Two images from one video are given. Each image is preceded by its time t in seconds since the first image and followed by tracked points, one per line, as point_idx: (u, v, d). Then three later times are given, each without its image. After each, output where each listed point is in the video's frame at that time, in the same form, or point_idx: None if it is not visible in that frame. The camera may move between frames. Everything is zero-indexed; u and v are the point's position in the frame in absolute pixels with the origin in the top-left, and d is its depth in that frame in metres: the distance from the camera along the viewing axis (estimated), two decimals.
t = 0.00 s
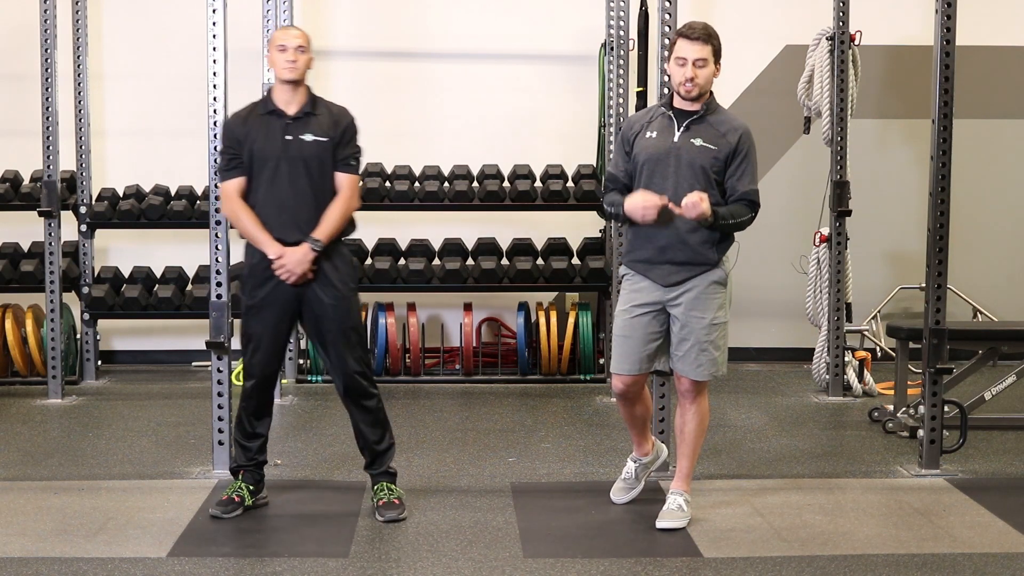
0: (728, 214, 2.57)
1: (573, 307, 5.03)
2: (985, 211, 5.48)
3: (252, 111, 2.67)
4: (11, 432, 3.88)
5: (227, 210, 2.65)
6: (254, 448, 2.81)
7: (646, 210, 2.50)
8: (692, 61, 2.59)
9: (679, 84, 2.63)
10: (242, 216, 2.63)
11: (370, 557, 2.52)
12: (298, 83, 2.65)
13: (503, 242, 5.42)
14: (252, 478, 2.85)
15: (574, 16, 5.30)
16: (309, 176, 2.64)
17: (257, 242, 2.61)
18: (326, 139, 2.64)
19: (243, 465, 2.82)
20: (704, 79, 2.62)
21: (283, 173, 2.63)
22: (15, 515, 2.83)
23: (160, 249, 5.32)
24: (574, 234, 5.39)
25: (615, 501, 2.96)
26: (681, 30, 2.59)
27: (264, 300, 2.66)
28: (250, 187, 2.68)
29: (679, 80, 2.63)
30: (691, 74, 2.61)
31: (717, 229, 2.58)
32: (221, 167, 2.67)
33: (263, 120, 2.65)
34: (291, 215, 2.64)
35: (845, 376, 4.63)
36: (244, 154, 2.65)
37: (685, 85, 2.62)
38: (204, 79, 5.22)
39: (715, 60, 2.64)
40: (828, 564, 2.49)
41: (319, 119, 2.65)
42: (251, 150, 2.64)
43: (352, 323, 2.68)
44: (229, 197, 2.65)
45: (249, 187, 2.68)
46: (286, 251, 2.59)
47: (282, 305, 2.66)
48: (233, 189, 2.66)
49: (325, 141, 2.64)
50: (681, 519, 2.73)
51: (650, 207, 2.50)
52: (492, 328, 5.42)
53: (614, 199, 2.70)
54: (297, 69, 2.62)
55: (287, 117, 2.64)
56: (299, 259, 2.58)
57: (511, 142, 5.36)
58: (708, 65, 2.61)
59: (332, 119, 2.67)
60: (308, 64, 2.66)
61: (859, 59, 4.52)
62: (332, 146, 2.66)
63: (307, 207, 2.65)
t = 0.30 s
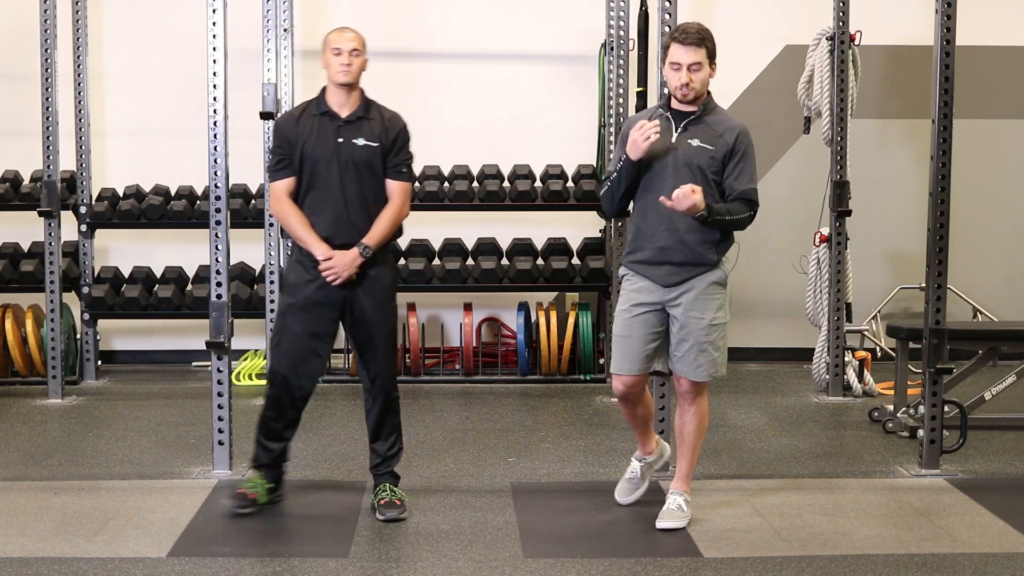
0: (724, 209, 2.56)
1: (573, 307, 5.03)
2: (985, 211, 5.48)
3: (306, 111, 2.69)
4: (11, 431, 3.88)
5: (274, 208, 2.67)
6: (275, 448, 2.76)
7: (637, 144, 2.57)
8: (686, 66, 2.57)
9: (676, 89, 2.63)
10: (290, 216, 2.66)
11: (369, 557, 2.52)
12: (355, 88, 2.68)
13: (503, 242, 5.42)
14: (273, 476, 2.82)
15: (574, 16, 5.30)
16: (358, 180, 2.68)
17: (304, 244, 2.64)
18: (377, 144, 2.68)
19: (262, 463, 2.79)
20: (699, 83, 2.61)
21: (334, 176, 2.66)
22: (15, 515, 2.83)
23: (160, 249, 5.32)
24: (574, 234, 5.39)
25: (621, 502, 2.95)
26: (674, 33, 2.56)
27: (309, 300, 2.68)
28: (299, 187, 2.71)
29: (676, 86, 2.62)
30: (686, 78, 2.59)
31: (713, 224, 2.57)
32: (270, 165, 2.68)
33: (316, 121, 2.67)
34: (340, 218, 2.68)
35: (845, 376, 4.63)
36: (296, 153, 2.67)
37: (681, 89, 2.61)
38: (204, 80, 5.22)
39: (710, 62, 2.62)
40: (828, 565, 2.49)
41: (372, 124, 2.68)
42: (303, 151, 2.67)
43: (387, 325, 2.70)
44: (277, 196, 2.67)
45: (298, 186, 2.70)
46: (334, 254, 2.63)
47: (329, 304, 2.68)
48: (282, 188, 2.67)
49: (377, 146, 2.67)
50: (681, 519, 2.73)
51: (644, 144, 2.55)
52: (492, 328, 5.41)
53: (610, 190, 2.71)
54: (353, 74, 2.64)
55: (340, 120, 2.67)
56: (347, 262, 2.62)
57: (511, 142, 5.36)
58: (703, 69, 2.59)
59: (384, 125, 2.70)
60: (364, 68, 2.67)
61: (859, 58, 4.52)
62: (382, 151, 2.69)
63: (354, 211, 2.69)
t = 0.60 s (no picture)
0: (714, 211, 2.56)
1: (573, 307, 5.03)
2: (985, 211, 5.48)
3: (318, 109, 2.70)
4: (11, 432, 3.88)
5: (284, 205, 2.67)
6: (331, 449, 2.79)
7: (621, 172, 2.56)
8: (682, 55, 2.57)
9: (671, 80, 2.61)
10: (301, 213, 2.65)
11: (370, 557, 2.52)
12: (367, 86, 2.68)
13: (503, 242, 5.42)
14: (335, 477, 2.84)
15: (574, 16, 5.30)
16: (370, 178, 2.68)
17: (314, 240, 2.64)
18: (390, 142, 2.69)
19: (324, 467, 2.81)
20: (696, 75, 2.60)
21: (346, 173, 2.67)
22: (16, 515, 2.83)
23: (160, 249, 5.32)
24: (574, 234, 5.39)
25: (630, 506, 2.90)
26: (671, 26, 2.59)
27: (324, 299, 2.67)
28: (309, 184, 2.71)
29: (671, 77, 2.61)
30: (682, 68, 2.59)
31: (702, 227, 2.57)
32: (281, 161, 2.68)
33: (329, 119, 2.68)
34: (350, 216, 2.68)
35: (846, 376, 4.63)
36: (309, 150, 2.68)
37: (677, 80, 2.59)
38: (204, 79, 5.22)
39: (706, 55, 2.62)
40: (829, 565, 2.49)
41: (384, 122, 2.69)
42: (315, 148, 2.67)
43: (395, 326, 2.71)
44: (288, 192, 2.67)
45: (307, 183, 2.71)
46: (345, 251, 2.62)
47: (343, 303, 2.69)
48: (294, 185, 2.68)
49: (388, 144, 2.68)
50: (681, 519, 2.73)
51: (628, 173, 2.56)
52: (492, 328, 5.41)
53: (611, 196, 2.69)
54: (365, 73, 2.64)
55: (353, 118, 2.68)
56: (358, 259, 2.62)
57: (511, 142, 5.36)
58: (699, 59, 2.59)
59: (396, 122, 2.71)
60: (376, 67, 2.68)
61: (859, 58, 4.52)
62: (393, 149, 2.70)
63: (364, 209, 2.69)
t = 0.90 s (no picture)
0: (705, 210, 2.55)
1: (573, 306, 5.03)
2: (985, 211, 5.48)
3: (311, 108, 2.71)
4: (11, 431, 3.88)
5: (282, 206, 2.68)
6: (331, 446, 2.80)
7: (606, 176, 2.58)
8: (667, 50, 2.56)
9: (658, 77, 2.60)
10: (298, 213, 2.66)
11: (369, 557, 2.52)
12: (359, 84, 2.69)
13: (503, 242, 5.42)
14: (335, 478, 2.84)
15: (574, 16, 5.30)
16: (366, 174, 2.68)
17: (312, 238, 2.64)
18: (384, 138, 2.69)
19: (321, 466, 2.82)
20: (682, 70, 2.58)
21: (341, 168, 2.67)
22: (16, 515, 2.83)
23: (160, 249, 5.32)
24: (574, 234, 5.39)
25: (584, 522, 2.74)
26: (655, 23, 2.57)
27: (319, 299, 2.67)
28: (305, 184, 2.71)
29: (657, 73, 2.59)
30: (668, 64, 2.58)
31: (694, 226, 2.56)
32: (277, 163, 2.71)
33: (321, 117, 2.69)
34: (348, 211, 2.67)
35: (845, 376, 4.63)
36: (302, 149, 2.69)
37: (664, 76, 2.58)
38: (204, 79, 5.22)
39: (691, 50, 2.61)
40: (829, 565, 2.49)
41: (377, 118, 2.70)
42: (309, 146, 2.68)
43: (394, 326, 2.71)
44: (284, 192, 2.68)
45: (304, 183, 2.72)
46: (343, 248, 2.62)
47: (339, 304, 2.69)
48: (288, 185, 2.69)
49: (383, 140, 2.69)
50: (682, 519, 2.73)
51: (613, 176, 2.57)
52: (492, 328, 5.41)
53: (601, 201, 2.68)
54: (355, 72, 2.65)
55: (346, 116, 2.68)
56: (358, 255, 2.61)
57: (511, 142, 5.36)
58: (684, 54, 2.57)
59: (390, 118, 2.72)
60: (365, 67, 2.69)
61: (859, 58, 4.52)
62: (389, 145, 2.70)
63: (363, 204, 2.68)
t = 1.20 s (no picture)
0: (683, 211, 2.54)
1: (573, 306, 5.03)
2: (985, 211, 5.48)
3: (308, 109, 2.71)
4: (10, 432, 3.88)
5: (279, 207, 2.68)
6: (331, 446, 2.80)
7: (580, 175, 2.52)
8: (641, 51, 2.53)
9: (632, 77, 2.56)
10: (294, 213, 2.66)
11: (369, 557, 2.52)
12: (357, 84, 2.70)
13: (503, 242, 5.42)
14: (336, 478, 2.84)
15: (574, 16, 5.30)
16: (363, 174, 2.68)
17: (309, 239, 2.64)
18: (381, 138, 2.69)
19: (322, 466, 2.81)
20: (656, 70, 2.55)
21: (337, 168, 2.67)
22: (15, 516, 2.83)
23: (160, 249, 5.32)
24: (574, 234, 5.39)
25: (574, 531, 2.69)
26: (628, 24, 2.54)
27: (316, 301, 2.68)
28: (302, 185, 2.72)
29: (631, 74, 2.56)
30: (642, 64, 2.55)
31: (671, 227, 2.55)
32: (274, 163, 2.71)
33: (318, 118, 2.69)
34: (345, 212, 2.67)
35: (845, 376, 4.63)
36: (299, 149, 2.69)
37: (637, 76, 2.55)
38: (204, 80, 5.22)
39: (666, 49, 2.57)
40: (829, 565, 2.49)
41: (375, 118, 2.70)
42: (306, 147, 2.68)
43: (392, 327, 2.71)
44: (281, 193, 2.69)
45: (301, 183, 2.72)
46: (338, 247, 2.62)
47: (336, 305, 2.69)
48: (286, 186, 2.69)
49: (380, 139, 2.69)
50: (682, 519, 2.73)
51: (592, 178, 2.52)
52: (492, 328, 5.41)
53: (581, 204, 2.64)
54: (353, 71, 2.66)
55: (343, 116, 2.68)
56: (354, 254, 2.61)
57: (512, 142, 5.36)
58: (658, 54, 2.55)
59: (387, 118, 2.72)
60: (364, 67, 2.69)
61: (859, 58, 4.51)
62: (386, 145, 2.70)
63: (361, 204, 2.67)
